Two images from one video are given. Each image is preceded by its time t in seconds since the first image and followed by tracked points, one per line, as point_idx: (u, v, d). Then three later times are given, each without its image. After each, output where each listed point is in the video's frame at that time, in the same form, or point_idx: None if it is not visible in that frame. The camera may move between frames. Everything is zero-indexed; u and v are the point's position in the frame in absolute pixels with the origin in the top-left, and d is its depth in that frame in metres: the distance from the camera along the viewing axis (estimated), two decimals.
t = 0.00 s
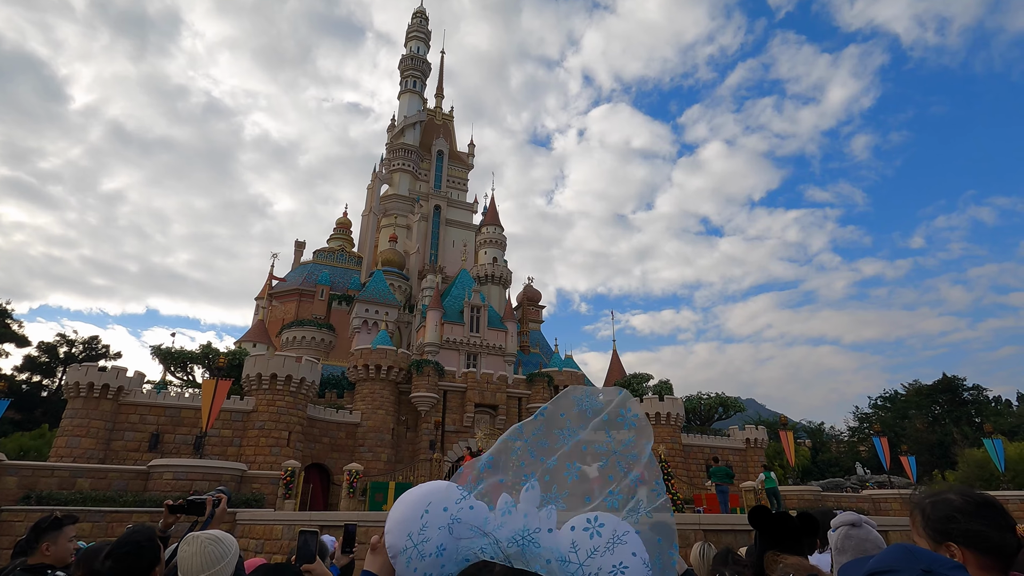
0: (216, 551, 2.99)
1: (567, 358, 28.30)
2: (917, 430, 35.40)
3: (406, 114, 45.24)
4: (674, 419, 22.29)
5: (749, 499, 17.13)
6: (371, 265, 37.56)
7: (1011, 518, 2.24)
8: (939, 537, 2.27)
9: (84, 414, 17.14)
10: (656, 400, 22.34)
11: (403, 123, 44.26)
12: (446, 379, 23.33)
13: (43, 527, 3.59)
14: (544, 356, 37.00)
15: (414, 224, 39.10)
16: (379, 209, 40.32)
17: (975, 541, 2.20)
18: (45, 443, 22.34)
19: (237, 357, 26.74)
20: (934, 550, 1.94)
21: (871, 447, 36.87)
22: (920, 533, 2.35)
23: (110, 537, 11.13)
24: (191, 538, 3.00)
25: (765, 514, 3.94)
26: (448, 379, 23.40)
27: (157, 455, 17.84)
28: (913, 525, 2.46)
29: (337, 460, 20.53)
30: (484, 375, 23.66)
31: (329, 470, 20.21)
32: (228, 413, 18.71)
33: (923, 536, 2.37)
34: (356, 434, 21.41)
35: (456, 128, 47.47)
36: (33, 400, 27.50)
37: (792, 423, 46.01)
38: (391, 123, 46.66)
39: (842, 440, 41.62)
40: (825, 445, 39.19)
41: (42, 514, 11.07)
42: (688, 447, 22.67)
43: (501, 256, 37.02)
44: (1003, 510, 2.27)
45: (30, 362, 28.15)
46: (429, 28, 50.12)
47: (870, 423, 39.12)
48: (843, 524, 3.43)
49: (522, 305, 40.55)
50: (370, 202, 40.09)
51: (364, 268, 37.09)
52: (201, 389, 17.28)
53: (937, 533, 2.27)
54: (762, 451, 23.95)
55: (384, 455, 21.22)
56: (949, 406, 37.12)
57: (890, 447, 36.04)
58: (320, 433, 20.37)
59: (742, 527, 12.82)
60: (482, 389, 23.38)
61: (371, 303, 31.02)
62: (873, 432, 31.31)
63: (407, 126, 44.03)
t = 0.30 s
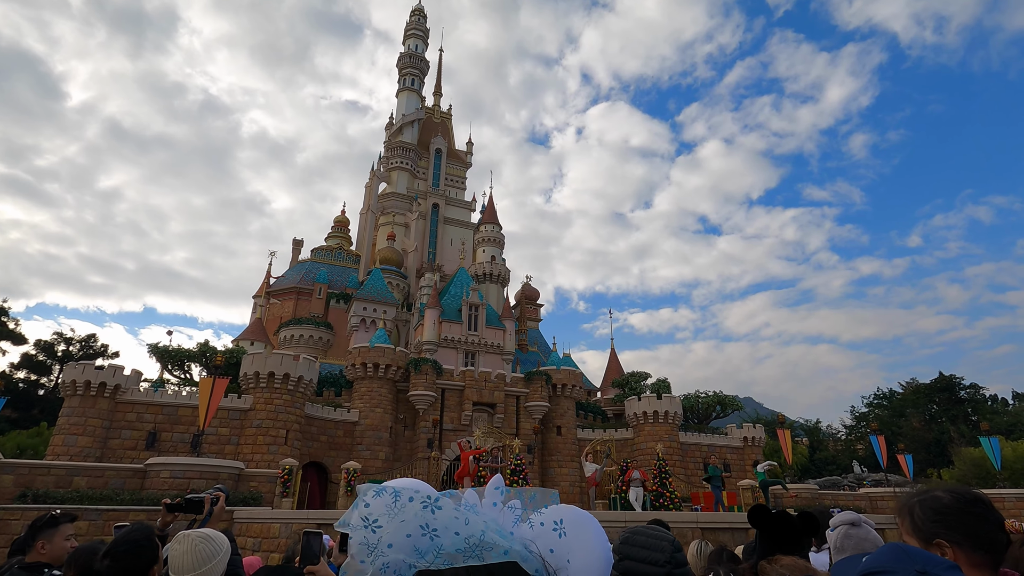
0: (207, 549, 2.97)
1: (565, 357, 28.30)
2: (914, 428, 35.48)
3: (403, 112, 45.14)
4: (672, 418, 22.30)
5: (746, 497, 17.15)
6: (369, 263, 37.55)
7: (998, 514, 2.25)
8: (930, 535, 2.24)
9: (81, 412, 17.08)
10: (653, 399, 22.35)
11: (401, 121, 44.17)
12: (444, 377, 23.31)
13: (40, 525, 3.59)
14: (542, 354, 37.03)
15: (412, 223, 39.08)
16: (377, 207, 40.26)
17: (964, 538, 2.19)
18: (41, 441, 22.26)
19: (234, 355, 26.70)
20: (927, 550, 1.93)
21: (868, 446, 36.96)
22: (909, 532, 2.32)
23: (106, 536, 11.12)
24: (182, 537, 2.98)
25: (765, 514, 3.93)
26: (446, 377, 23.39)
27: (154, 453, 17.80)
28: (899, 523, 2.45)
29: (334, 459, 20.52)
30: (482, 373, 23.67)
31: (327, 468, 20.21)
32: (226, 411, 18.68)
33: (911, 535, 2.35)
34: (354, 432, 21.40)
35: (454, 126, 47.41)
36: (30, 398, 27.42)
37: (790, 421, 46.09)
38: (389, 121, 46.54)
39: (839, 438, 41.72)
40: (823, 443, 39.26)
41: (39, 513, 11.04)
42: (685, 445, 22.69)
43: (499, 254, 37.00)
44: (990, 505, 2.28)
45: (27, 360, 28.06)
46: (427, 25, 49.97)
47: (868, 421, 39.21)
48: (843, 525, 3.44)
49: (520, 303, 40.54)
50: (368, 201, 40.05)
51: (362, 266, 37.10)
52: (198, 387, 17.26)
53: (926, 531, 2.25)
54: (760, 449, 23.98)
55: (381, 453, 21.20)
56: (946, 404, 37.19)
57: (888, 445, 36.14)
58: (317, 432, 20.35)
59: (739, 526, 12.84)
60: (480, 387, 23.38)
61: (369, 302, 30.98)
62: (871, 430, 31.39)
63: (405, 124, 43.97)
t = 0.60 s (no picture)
0: (201, 547, 2.95)
1: (560, 356, 28.33)
2: (905, 428, 35.76)
3: (399, 111, 45.03)
4: (666, 417, 22.38)
5: (740, 497, 17.22)
6: (364, 262, 37.45)
7: (990, 511, 2.27)
8: (921, 531, 2.26)
9: (72, 411, 16.94)
10: (647, 399, 22.41)
11: (396, 119, 44.06)
12: (438, 376, 23.27)
13: (34, 527, 3.56)
14: (537, 354, 37.06)
15: (407, 222, 39.02)
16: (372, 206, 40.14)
17: (955, 535, 2.21)
18: (32, 440, 22.05)
19: (228, 354, 26.56)
20: (926, 548, 1.94)
21: (860, 445, 37.24)
22: (900, 529, 2.35)
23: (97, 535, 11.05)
24: (177, 535, 2.96)
25: (763, 514, 4.03)
26: (441, 376, 23.35)
27: (146, 452, 17.69)
28: (890, 520, 2.47)
29: (328, 458, 20.46)
30: (476, 373, 23.65)
31: (320, 468, 20.14)
32: (219, 410, 18.59)
33: (900, 531, 2.37)
34: (347, 431, 21.34)
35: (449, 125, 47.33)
36: (21, 397, 27.17)
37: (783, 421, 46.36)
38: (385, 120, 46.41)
39: (831, 438, 42.02)
40: (815, 443, 39.55)
41: (29, 512, 10.94)
42: (679, 445, 22.77)
43: (494, 254, 37.01)
44: (982, 503, 2.30)
45: (17, 358, 27.80)
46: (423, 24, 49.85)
47: (860, 421, 39.49)
48: (845, 522, 3.53)
49: (515, 302, 40.53)
50: (362, 199, 39.95)
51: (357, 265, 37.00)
52: (191, 386, 17.15)
53: (917, 527, 2.28)
54: (753, 448, 24.11)
55: (375, 452, 21.15)
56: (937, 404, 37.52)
57: (879, 445, 36.42)
58: (311, 431, 20.28)
59: (733, 525, 12.91)
60: (475, 387, 23.37)
61: (363, 301, 30.90)
62: (863, 430, 31.62)
63: (400, 122, 43.86)
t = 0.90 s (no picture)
0: (197, 547, 2.91)
1: (555, 355, 28.34)
2: (897, 427, 36.03)
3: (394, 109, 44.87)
4: (661, 416, 22.44)
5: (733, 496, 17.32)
6: (358, 260, 37.32)
7: (991, 512, 2.28)
8: (920, 528, 2.26)
9: (63, 409, 16.80)
10: (642, 398, 22.46)
11: (391, 117, 43.90)
12: (433, 375, 23.22)
13: (28, 525, 3.52)
14: (531, 352, 37.08)
15: (402, 220, 38.91)
16: (366, 204, 40.00)
17: (956, 533, 2.21)
18: (22, 439, 21.82)
19: (221, 352, 26.41)
20: (930, 547, 1.94)
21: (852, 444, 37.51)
22: (900, 526, 2.35)
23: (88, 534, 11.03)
24: (172, 534, 2.93)
25: (765, 511, 4.06)
26: (435, 375, 23.30)
27: (138, 451, 17.57)
28: (890, 517, 2.47)
29: (322, 457, 20.38)
30: (471, 371, 23.60)
31: (314, 466, 20.07)
32: (212, 408, 18.49)
33: (900, 528, 2.37)
34: (342, 430, 21.26)
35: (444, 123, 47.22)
36: (11, 395, 26.93)
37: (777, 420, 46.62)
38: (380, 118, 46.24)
39: (824, 437, 42.31)
40: (808, 441, 39.79)
41: (19, 512, 10.85)
42: (674, 444, 22.83)
43: (489, 252, 36.97)
44: (983, 503, 2.31)
45: (7, 356, 27.53)
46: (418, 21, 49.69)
47: (852, 420, 39.75)
48: (845, 521, 3.55)
49: (510, 301, 40.51)
50: (357, 197, 39.80)
51: (351, 263, 36.85)
52: (184, 385, 17.04)
53: (917, 524, 2.28)
54: (746, 447, 24.23)
55: (369, 451, 21.09)
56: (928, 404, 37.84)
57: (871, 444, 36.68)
58: (305, 429, 20.20)
59: (727, 523, 12.95)
60: (470, 385, 23.33)
61: (358, 299, 30.80)
62: (855, 429, 31.83)
63: (395, 120, 43.69)
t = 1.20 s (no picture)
0: (195, 544, 2.89)
1: (553, 353, 28.34)
2: (894, 424, 36.14)
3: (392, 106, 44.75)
4: (659, 414, 22.48)
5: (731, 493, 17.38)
6: (357, 258, 37.24)
7: (993, 506, 2.28)
8: (923, 522, 2.26)
9: (60, 407, 16.75)
10: (640, 395, 22.47)
11: (389, 115, 43.80)
12: (432, 372, 23.22)
13: (25, 523, 3.54)
14: (530, 350, 37.11)
15: (400, 217, 38.84)
16: (365, 201, 39.90)
17: (958, 529, 2.22)
18: (19, 437, 21.76)
19: (219, 350, 26.37)
20: (936, 543, 1.94)
21: (850, 441, 37.63)
22: (903, 521, 2.35)
23: (87, 532, 11.01)
24: (170, 531, 2.90)
25: (763, 508, 4.10)
26: (434, 373, 23.30)
27: (136, 449, 17.54)
28: (893, 512, 2.47)
29: (321, 454, 20.38)
30: (469, 369, 23.59)
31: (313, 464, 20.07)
32: (210, 406, 18.44)
33: (903, 522, 2.37)
34: (340, 428, 21.24)
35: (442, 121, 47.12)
36: (8, 393, 26.86)
37: (774, 418, 46.76)
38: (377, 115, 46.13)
39: (821, 434, 42.43)
40: (806, 438, 39.94)
41: (17, 511, 10.85)
42: (672, 441, 22.87)
43: (488, 250, 36.93)
44: (987, 498, 2.31)
45: (4, 355, 27.44)
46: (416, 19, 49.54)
47: (849, 417, 39.88)
48: (845, 517, 3.58)
49: (509, 299, 40.51)
50: (355, 195, 39.72)
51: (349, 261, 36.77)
52: (182, 382, 16.99)
53: (921, 518, 2.28)
54: (744, 445, 24.29)
55: (368, 449, 21.09)
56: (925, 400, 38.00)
57: (869, 441, 36.80)
58: (303, 427, 20.19)
59: (725, 520, 13.00)
60: (468, 383, 23.32)
61: (356, 297, 30.77)
62: (853, 426, 31.91)
63: (393, 118, 43.59)
